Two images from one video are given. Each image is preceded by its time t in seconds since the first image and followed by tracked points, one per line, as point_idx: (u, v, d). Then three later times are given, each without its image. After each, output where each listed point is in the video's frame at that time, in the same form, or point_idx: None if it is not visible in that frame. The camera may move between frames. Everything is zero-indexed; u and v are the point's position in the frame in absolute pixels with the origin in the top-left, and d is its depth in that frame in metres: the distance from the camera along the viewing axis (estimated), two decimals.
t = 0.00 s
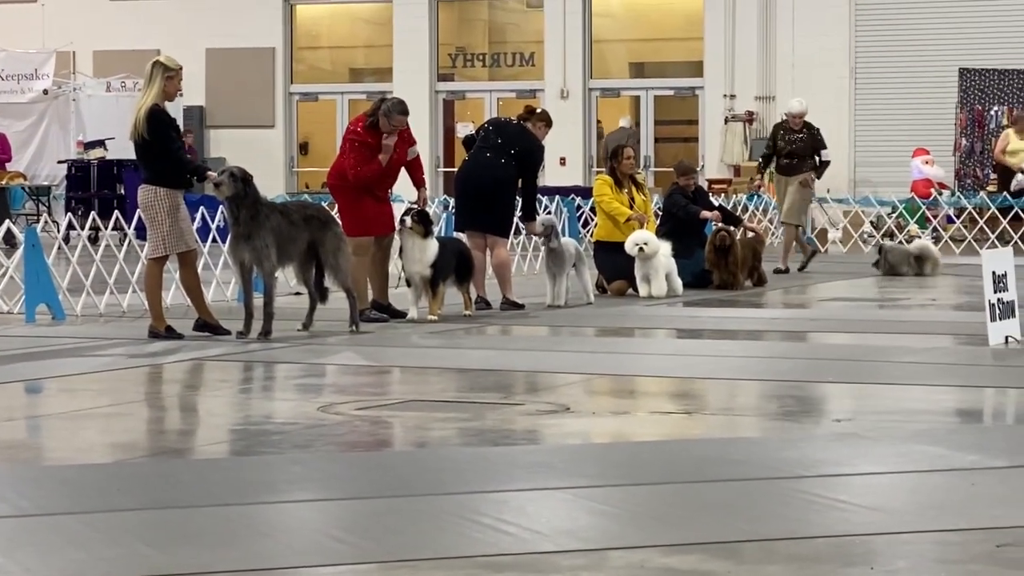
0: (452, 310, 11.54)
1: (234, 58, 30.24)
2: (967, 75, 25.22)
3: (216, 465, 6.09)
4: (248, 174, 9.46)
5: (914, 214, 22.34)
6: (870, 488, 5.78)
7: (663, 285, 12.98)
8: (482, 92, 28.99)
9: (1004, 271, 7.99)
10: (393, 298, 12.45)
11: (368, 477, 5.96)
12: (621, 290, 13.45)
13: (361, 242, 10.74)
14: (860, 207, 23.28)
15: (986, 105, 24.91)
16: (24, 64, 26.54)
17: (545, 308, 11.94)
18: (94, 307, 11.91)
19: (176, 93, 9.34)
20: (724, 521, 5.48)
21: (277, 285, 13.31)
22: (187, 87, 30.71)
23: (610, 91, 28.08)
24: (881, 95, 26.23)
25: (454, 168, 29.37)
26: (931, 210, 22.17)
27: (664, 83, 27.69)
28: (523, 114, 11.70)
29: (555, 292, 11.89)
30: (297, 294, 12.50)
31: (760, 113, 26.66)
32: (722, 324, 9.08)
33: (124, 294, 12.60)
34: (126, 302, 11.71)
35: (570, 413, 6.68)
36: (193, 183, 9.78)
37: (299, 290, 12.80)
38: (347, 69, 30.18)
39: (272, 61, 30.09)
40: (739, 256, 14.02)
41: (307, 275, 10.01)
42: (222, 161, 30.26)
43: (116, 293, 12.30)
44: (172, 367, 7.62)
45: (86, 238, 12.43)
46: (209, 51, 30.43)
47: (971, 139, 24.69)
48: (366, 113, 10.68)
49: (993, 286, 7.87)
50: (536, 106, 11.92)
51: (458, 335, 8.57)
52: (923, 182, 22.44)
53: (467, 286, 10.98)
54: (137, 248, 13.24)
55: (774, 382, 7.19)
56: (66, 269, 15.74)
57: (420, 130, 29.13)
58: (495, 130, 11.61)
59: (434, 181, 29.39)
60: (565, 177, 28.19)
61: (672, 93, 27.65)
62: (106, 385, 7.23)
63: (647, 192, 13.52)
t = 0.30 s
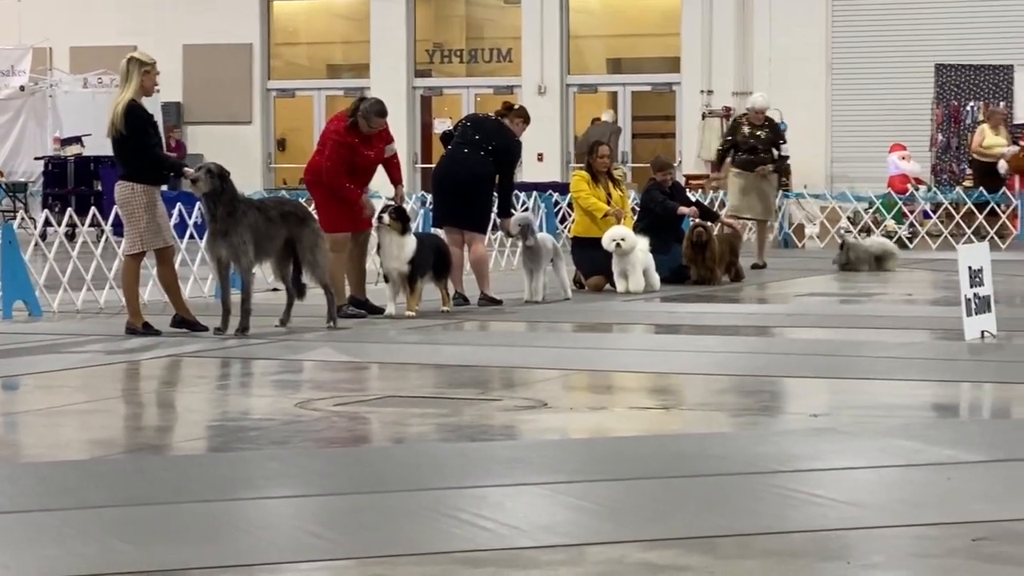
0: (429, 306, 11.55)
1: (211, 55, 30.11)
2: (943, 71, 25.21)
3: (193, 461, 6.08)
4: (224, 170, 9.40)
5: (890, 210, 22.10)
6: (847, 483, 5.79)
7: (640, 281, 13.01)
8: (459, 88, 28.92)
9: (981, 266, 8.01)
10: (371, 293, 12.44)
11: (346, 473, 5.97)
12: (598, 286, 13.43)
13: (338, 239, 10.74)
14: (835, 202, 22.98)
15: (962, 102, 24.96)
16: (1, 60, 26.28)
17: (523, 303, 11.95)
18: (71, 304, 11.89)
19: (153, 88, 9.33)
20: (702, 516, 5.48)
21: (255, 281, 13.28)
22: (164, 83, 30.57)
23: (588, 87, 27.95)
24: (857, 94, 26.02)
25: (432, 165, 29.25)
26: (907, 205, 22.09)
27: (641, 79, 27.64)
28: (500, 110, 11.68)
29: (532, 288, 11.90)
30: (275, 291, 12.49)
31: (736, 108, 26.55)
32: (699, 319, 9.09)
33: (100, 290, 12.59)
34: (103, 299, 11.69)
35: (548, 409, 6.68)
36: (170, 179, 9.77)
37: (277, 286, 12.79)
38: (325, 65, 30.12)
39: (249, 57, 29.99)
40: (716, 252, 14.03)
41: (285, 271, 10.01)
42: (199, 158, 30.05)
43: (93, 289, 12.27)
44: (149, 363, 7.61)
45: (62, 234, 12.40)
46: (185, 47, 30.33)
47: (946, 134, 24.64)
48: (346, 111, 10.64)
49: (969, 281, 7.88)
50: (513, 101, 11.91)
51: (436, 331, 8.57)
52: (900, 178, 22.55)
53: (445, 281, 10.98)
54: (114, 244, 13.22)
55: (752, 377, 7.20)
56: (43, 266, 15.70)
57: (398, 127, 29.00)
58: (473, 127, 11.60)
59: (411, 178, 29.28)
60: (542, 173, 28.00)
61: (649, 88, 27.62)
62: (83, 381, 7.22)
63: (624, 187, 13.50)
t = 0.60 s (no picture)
0: (399, 300, 11.53)
1: (180, 49, 29.91)
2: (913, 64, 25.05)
3: (163, 456, 6.06)
4: (193, 164, 9.40)
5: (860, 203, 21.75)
6: (817, 477, 5.80)
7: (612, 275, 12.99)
8: (429, 82, 28.78)
9: (948, 259, 8.04)
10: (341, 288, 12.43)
11: (316, 468, 5.95)
12: (569, 280, 13.37)
13: (308, 233, 10.72)
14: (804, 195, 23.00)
15: (929, 95, 24.82)
16: None
17: (493, 297, 11.94)
18: (38, 299, 11.84)
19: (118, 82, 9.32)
20: (672, 510, 5.48)
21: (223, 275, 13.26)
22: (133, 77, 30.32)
23: (558, 81, 27.90)
24: (826, 89, 26.22)
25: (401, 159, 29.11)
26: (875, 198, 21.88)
27: (612, 72, 27.60)
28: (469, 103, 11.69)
29: (503, 282, 11.89)
30: (244, 286, 12.48)
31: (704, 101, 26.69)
32: (669, 313, 9.10)
33: (68, 285, 12.55)
34: (71, 294, 11.66)
35: (517, 403, 6.68)
36: (138, 173, 9.75)
37: (246, 281, 12.78)
38: (293, 59, 29.87)
39: (218, 51, 29.78)
40: (686, 246, 14.04)
41: (254, 266, 9.98)
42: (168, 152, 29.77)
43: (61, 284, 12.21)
44: (118, 359, 7.58)
45: (30, 229, 12.35)
46: (154, 41, 30.14)
47: (916, 128, 24.57)
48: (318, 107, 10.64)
49: (935, 274, 7.92)
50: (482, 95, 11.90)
51: (406, 326, 8.56)
52: (868, 170, 22.37)
53: (414, 275, 10.97)
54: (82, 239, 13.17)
55: (722, 370, 7.21)
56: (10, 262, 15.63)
57: (369, 123, 28.87)
58: (441, 121, 11.59)
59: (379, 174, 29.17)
60: (512, 166, 28.03)
61: (619, 82, 27.58)
62: (51, 377, 7.19)
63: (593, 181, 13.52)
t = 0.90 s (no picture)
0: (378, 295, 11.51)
1: (157, 43, 29.78)
2: (890, 59, 25.28)
3: (141, 452, 6.05)
4: (171, 159, 9.40)
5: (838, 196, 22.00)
6: (795, 470, 5.80)
7: (590, 269, 12.98)
8: (408, 77, 28.68)
9: (927, 253, 8.04)
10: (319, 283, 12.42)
11: (295, 464, 5.94)
12: (547, 275, 13.28)
13: (287, 227, 10.70)
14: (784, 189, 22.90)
15: (908, 89, 25.02)
16: None
17: (472, 292, 11.91)
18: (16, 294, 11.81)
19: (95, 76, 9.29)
20: (651, 504, 5.48)
21: (201, 270, 13.23)
22: (109, 71, 30.16)
23: (536, 75, 27.81)
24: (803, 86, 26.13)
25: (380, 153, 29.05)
26: (855, 191, 22.01)
27: (591, 66, 27.45)
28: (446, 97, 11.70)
29: (482, 276, 11.87)
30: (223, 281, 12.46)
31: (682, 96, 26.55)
32: (648, 307, 9.09)
33: (46, 280, 12.51)
34: (49, 289, 11.62)
35: (496, 397, 6.67)
36: (115, 168, 9.74)
37: (225, 276, 12.76)
38: (272, 54, 29.73)
39: (196, 46, 29.67)
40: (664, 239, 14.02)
41: (232, 261, 9.96)
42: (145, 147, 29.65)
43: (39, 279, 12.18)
44: (96, 354, 7.57)
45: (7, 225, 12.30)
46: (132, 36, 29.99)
47: (895, 121, 24.75)
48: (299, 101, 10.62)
49: (914, 269, 7.90)
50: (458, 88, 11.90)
51: (385, 320, 8.55)
52: (847, 165, 22.51)
53: (393, 270, 10.93)
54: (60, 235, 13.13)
55: (702, 364, 7.20)
56: None
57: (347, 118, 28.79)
58: (419, 115, 11.58)
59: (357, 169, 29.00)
60: (490, 161, 27.87)
61: (598, 76, 27.45)
62: (29, 372, 7.17)
63: (571, 175, 13.48)
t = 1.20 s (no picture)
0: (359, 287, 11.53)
1: (137, 38, 29.72)
2: (871, 52, 25.53)
3: (122, 445, 6.03)
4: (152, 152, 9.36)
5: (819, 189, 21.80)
6: (775, 463, 5.80)
7: (569, 262, 12.88)
8: (388, 71, 28.70)
9: (907, 244, 8.05)
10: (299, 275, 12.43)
11: (276, 457, 5.93)
12: (528, 267, 13.30)
13: (267, 220, 10.74)
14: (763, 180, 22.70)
15: (888, 83, 25.24)
16: None
17: (452, 285, 11.91)
18: None
19: (73, 69, 9.28)
20: (633, 497, 5.47)
21: (182, 264, 13.24)
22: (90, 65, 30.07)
23: (516, 69, 27.84)
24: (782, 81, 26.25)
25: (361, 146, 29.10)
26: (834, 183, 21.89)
27: (568, 60, 27.53)
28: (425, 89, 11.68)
29: (462, 270, 11.86)
30: (204, 273, 12.48)
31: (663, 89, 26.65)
32: (629, 299, 9.10)
33: (27, 274, 12.51)
34: (29, 283, 11.61)
35: (476, 390, 6.67)
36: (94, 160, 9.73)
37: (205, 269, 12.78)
38: (252, 48, 29.67)
39: (178, 42, 29.63)
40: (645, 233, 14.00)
41: (212, 254, 9.96)
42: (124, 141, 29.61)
43: (19, 273, 12.17)
44: (77, 347, 7.56)
45: None
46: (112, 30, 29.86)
47: (874, 114, 25.00)
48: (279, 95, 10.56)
49: (895, 259, 7.91)
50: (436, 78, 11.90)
51: (366, 313, 8.55)
52: (827, 156, 22.23)
53: (374, 263, 10.93)
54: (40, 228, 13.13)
55: (683, 357, 7.21)
56: None
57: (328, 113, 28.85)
58: (398, 108, 11.54)
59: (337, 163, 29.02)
60: (470, 154, 27.95)
61: (577, 70, 27.48)
62: (9, 365, 7.16)
63: (552, 169, 13.39)
